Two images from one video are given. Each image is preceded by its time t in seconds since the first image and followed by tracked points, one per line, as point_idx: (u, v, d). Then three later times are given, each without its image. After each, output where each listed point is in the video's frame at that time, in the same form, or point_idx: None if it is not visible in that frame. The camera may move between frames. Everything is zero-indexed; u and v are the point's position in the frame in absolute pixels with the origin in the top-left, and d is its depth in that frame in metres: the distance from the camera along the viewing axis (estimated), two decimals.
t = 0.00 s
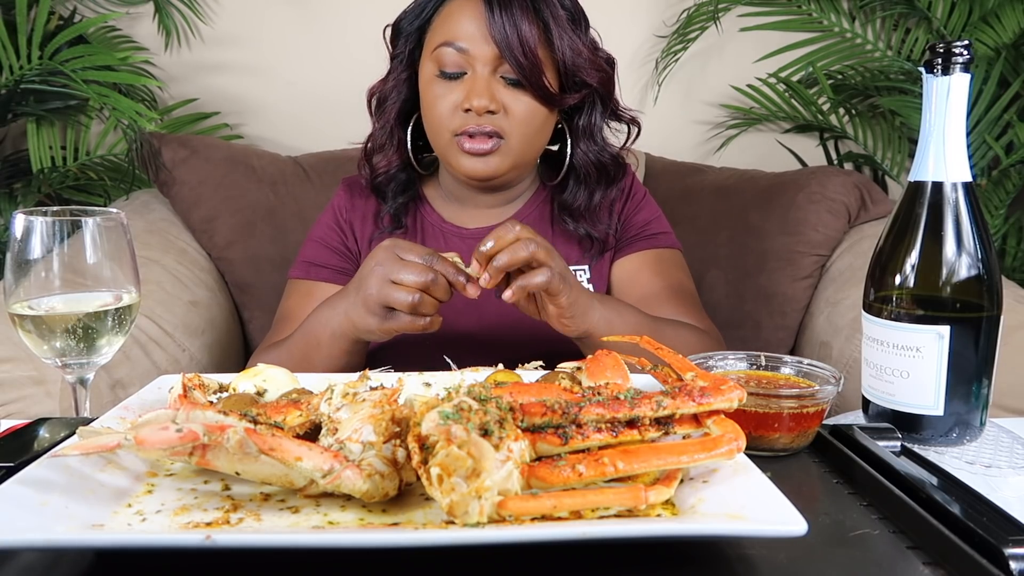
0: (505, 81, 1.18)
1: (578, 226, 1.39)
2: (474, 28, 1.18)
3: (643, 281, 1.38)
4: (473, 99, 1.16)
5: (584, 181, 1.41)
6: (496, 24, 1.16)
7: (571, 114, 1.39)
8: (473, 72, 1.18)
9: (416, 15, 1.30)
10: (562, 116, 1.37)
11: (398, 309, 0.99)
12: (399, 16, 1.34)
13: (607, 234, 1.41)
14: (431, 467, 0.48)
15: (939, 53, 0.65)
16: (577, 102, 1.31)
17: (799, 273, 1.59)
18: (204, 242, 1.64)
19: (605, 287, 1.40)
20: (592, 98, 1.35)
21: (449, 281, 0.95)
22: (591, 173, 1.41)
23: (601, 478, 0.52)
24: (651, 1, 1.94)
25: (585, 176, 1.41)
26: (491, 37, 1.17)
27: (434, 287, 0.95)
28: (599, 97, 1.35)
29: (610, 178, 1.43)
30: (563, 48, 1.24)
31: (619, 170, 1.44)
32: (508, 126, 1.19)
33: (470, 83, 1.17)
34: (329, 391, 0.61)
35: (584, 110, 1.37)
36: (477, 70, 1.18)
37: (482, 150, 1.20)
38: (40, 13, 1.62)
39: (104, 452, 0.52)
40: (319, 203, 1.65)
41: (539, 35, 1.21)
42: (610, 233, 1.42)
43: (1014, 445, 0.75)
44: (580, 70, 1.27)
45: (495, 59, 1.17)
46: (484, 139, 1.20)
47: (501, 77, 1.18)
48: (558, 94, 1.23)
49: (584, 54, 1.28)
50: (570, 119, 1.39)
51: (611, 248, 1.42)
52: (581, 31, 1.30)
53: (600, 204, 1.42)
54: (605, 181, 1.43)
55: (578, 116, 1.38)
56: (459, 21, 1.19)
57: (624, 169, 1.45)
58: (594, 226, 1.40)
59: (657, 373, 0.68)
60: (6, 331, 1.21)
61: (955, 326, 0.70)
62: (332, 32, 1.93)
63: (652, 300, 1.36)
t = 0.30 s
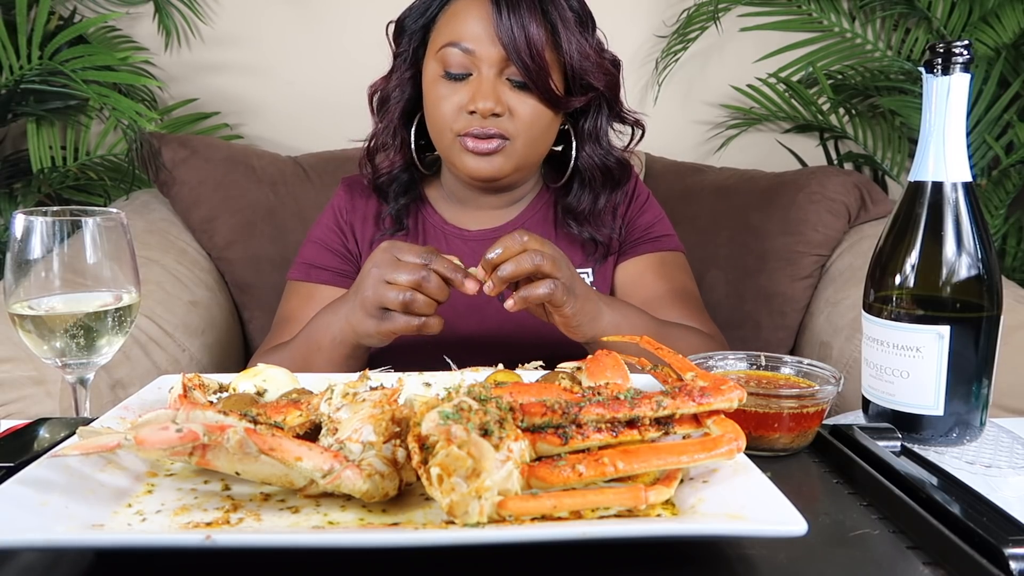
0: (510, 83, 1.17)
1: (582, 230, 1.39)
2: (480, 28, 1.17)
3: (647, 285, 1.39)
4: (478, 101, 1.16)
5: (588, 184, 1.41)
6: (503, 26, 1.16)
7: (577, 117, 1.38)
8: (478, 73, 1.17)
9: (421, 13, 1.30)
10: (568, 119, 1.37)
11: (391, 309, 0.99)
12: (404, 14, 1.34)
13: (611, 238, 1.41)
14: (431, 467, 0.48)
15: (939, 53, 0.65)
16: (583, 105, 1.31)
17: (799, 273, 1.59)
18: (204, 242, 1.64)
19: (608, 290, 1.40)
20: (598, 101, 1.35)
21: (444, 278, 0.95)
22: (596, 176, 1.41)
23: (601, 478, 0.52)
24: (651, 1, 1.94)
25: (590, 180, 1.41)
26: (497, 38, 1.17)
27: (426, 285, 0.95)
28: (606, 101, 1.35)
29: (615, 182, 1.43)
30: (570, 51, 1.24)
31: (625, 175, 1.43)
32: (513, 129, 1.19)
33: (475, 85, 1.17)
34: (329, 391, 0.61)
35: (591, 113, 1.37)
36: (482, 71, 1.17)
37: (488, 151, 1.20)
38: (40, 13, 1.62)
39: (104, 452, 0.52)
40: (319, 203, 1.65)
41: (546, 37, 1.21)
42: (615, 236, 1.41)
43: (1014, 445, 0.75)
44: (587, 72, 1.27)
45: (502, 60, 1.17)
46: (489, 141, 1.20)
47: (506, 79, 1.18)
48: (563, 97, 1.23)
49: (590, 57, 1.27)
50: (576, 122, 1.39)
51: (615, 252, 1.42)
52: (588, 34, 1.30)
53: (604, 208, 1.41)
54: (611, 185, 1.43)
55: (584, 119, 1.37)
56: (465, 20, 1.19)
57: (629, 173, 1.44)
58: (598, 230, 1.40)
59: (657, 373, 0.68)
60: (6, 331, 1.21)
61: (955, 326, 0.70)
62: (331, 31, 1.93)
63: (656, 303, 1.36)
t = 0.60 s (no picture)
0: (512, 84, 1.17)
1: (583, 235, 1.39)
2: (482, 29, 1.18)
3: (651, 287, 1.37)
4: (479, 101, 1.16)
5: (590, 188, 1.41)
6: (505, 27, 1.16)
7: (579, 119, 1.38)
8: (480, 73, 1.17)
9: (423, 12, 1.30)
10: (570, 122, 1.36)
11: (372, 305, 0.99)
12: (406, 14, 1.34)
13: (612, 242, 1.41)
14: (431, 467, 0.48)
15: (939, 53, 0.65)
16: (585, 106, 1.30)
17: (799, 273, 1.59)
18: (204, 243, 1.64)
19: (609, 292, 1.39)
20: (602, 103, 1.35)
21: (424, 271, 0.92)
22: (597, 180, 1.41)
23: (601, 478, 0.52)
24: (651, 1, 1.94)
25: (591, 183, 1.41)
26: (500, 38, 1.16)
27: (404, 277, 0.93)
28: (608, 103, 1.35)
29: (617, 185, 1.43)
30: (572, 52, 1.24)
31: (626, 177, 1.44)
32: (514, 130, 1.19)
33: (476, 85, 1.17)
34: (330, 391, 0.61)
35: (593, 115, 1.37)
36: (484, 72, 1.17)
37: (488, 152, 1.20)
38: (40, 13, 1.63)
39: (105, 452, 0.52)
40: (319, 203, 1.65)
41: (549, 38, 1.21)
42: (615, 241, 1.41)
43: (1014, 445, 0.75)
44: (589, 74, 1.27)
45: (504, 61, 1.17)
46: (490, 142, 1.20)
47: (508, 80, 1.17)
48: (565, 98, 1.23)
49: (593, 58, 1.27)
50: (578, 123, 1.38)
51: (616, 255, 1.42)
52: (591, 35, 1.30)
53: (605, 212, 1.41)
54: (612, 188, 1.43)
55: (586, 122, 1.37)
56: (468, 21, 1.19)
57: (631, 176, 1.45)
58: (599, 234, 1.40)
59: (657, 373, 0.68)
60: (6, 331, 1.21)
61: (955, 326, 0.70)
62: (331, 31, 1.93)
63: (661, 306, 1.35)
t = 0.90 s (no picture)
0: (529, 89, 1.17)
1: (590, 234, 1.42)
2: (497, 34, 1.17)
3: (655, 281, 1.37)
4: (497, 109, 1.15)
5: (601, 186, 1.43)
6: (522, 33, 1.15)
7: (591, 119, 1.37)
8: (496, 80, 1.17)
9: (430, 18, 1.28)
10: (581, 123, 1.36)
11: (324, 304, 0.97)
12: (412, 19, 1.32)
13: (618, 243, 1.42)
14: (431, 467, 0.48)
15: (939, 53, 0.65)
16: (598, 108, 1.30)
17: (799, 273, 1.59)
18: (204, 243, 1.64)
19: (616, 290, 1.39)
20: (614, 104, 1.34)
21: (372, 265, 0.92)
22: (609, 177, 1.42)
23: (601, 478, 0.52)
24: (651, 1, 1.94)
25: (602, 181, 1.42)
26: (516, 44, 1.16)
27: (352, 274, 0.93)
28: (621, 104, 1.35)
29: (629, 182, 1.43)
30: (586, 55, 1.23)
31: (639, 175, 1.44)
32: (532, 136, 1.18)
33: (494, 92, 1.16)
34: (329, 391, 0.62)
35: (605, 116, 1.36)
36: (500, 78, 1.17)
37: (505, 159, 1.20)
38: (40, 13, 1.63)
39: (105, 453, 0.52)
40: (319, 203, 1.65)
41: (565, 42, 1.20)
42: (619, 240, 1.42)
43: (1014, 445, 0.75)
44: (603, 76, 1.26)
45: (520, 67, 1.16)
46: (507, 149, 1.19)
47: (525, 86, 1.17)
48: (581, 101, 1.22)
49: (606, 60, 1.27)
50: (591, 121, 1.37)
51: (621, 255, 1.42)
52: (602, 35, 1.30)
53: (616, 211, 1.43)
54: (625, 185, 1.44)
55: (598, 121, 1.36)
56: (481, 27, 1.18)
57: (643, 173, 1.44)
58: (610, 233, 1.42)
59: (656, 373, 0.68)
60: (6, 331, 1.21)
61: (955, 326, 0.70)
62: (331, 32, 1.93)
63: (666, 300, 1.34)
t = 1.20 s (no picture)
0: (504, 100, 1.17)
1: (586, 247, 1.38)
2: (475, 44, 1.17)
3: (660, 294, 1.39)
4: (470, 118, 1.17)
5: (591, 200, 1.40)
6: (494, 43, 1.15)
7: (579, 133, 1.37)
8: (473, 89, 1.18)
9: (426, 16, 1.29)
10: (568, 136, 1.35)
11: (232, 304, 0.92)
12: (410, 16, 1.33)
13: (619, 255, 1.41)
14: (431, 467, 0.48)
15: (938, 53, 0.65)
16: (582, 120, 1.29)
17: (799, 273, 1.59)
18: (204, 242, 1.64)
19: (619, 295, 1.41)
20: (599, 116, 1.33)
21: (274, 273, 0.88)
22: (598, 192, 1.40)
23: (601, 478, 0.52)
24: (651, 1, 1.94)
25: (592, 196, 1.40)
26: (491, 54, 1.16)
27: (256, 280, 0.89)
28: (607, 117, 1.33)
29: (619, 197, 1.42)
30: (564, 67, 1.22)
31: (629, 188, 1.42)
32: (507, 145, 1.20)
33: (468, 101, 1.18)
34: (329, 391, 0.62)
35: (592, 129, 1.35)
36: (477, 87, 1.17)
37: (480, 166, 1.22)
38: (40, 13, 1.63)
39: (105, 453, 0.52)
40: (319, 203, 1.65)
41: (541, 54, 1.19)
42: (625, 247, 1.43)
43: (1014, 444, 0.75)
44: (585, 89, 1.25)
45: (494, 78, 1.16)
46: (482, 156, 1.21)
47: (500, 96, 1.17)
48: (559, 112, 1.22)
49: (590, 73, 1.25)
50: (580, 136, 1.37)
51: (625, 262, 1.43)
52: (588, 47, 1.28)
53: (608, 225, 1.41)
54: (615, 200, 1.42)
55: (587, 135, 1.36)
56: (463, 35, 1.18)
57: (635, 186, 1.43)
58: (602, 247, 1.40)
59: (657, 373, 0.68)
60: (6, 331, 1.21)
61: (955, 326, 0.70)
62: (331, 32, 1.93)
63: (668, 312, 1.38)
